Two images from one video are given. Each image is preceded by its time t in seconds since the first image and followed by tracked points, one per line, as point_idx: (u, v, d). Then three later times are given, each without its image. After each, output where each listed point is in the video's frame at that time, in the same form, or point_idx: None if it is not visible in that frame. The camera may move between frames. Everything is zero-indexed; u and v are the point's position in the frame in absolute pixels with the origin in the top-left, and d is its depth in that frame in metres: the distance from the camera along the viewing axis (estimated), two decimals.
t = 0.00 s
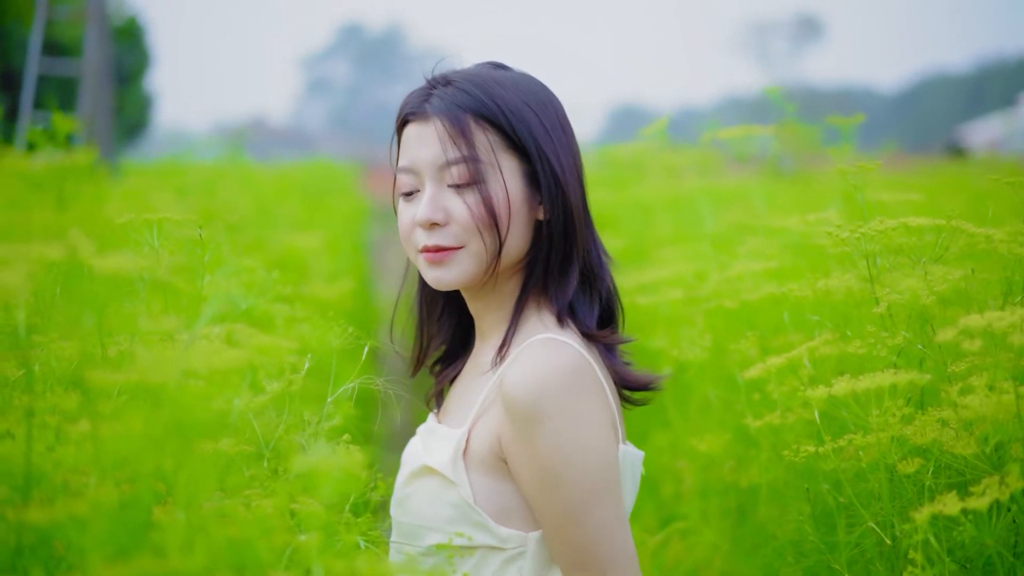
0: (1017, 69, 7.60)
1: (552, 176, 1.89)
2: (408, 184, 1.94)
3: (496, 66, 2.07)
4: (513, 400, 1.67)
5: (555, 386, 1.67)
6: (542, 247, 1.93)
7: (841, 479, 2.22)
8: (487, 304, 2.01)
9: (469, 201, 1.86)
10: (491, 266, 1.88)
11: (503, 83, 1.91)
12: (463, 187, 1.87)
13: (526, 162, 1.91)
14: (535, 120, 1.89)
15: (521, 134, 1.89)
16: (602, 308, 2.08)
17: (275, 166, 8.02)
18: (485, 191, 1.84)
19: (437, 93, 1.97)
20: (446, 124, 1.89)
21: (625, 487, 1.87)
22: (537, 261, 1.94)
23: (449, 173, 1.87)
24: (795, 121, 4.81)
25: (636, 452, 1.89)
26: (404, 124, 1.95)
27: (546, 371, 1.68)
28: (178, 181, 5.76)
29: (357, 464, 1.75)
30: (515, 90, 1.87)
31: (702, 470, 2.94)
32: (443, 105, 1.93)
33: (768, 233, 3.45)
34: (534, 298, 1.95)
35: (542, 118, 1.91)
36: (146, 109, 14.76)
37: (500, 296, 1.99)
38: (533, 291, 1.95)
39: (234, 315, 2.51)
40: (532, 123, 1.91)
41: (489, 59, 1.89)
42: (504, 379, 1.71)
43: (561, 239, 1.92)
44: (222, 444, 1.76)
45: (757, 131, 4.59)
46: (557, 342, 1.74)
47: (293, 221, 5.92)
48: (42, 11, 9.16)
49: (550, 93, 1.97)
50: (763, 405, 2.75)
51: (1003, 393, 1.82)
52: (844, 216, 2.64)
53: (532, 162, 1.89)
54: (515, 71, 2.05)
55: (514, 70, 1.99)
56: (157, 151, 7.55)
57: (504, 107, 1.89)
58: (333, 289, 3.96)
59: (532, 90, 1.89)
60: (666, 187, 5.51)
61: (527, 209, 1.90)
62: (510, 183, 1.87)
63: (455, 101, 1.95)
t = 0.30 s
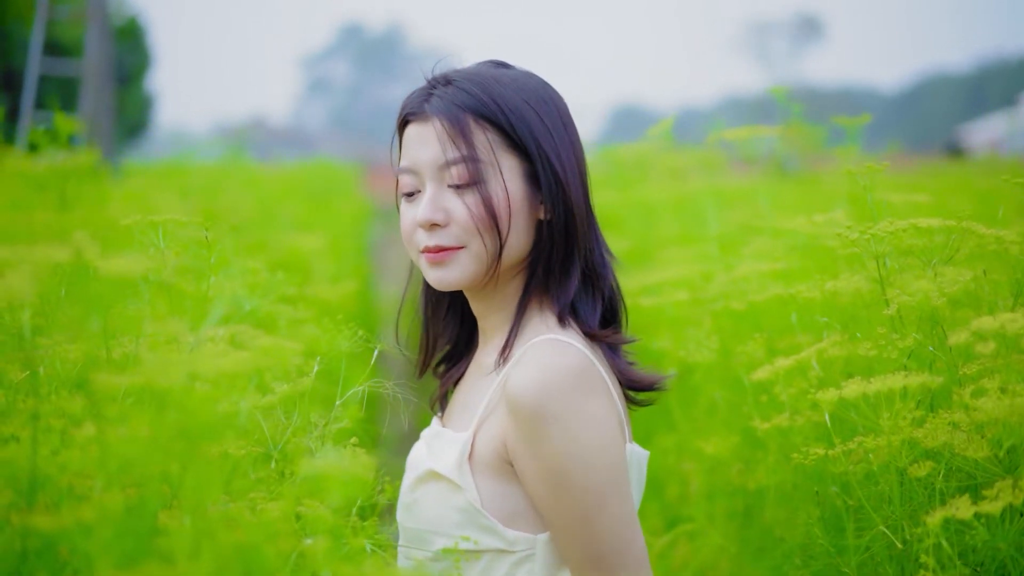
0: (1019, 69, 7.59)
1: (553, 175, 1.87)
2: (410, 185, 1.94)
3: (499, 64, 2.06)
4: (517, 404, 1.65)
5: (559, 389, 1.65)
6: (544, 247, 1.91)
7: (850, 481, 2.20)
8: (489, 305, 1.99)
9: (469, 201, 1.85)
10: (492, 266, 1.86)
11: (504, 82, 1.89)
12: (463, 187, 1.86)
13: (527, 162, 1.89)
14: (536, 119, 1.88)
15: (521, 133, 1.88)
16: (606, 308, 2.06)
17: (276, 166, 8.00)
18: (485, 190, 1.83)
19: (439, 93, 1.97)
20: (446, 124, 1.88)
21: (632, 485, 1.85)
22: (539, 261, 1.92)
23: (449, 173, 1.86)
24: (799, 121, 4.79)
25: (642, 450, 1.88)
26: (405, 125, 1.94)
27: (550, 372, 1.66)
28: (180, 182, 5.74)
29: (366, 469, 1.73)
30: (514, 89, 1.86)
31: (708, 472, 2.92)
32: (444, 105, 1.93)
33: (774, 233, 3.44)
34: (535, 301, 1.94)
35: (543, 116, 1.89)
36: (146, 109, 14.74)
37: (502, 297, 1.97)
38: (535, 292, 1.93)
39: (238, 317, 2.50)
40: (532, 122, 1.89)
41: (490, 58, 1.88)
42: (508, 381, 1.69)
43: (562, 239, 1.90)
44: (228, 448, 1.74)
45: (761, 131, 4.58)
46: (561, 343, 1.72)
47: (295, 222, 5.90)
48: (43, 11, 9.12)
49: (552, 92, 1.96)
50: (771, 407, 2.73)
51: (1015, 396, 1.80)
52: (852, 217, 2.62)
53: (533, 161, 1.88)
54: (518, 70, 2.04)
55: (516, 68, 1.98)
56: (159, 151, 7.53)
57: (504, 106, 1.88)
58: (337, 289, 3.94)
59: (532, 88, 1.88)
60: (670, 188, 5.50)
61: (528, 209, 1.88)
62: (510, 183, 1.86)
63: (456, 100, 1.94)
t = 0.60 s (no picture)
0: (1019, 69, 7.60)
1: (553, 174, 1.86)
2: (408, 179, 1.92)
3: (500, 59, 2.04)
4: (514, 404, 1.63)
5: (556, 387, 1.64)
6: (542, 246, 1.91)
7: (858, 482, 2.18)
8: (488, 304, 1.98)
9: (468, 198, 1.83)
10: (489, 264, 1.85)
11: (506, 78, 1.88)
12: (463, 183, 1.85)
13: (527, 159, 1.88)
14: (538, 117, 1.86)
15: (522, 130, 1.87)
16: (604, 308, 2.06)
17: (277, 166, 7.99)
18: (485, 188, 1.81)
19: (439, 86, 1.95)
20: (447, 119, 1.86)
21: (636, 482, 1.84)
22: (538, 260, 1.91)
23: (449, 169, 1.84)
24: (803, 120, 4.78)
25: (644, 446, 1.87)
26: (404, 118, 1.92)
27: (547, 371, 1.65)
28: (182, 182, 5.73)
29: (373, 470, 1.71)
30: (517, 86, 1.84)
31: (714, 472, 2.91)
32: (445, 99, 1.91)
33: (780, 233, 3.42)
34: (533, 299, 1.92)
35: (545, 114, 1.88)
36: (147, 109, 14.73)
37: (499, 294, 1.96)
38: (532, 290, 1.92)
39: (242, 316, 2.48)
40: (533, 119, 1.88)
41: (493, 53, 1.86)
42: (505, 381, 1.68)
43: (561, 238, 1.90)
44: (233, 448, 1.73)
45: (765, 130, 4.56)
46: (557, 341, 1.71)
47: (297, 222, 5.89)
48: (43, 10, 9.09)
49: (554, 89, 1.94)
50: (777, 407, 2.72)
51: None
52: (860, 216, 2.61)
53: (533, 159, 1.87)
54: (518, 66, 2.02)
55: (518, 64, 1.97)
56: (160, 151, 7.52)
57: (505, 103, 1.87)
58: (340, 289, 3.93)
59: (535, 85, 1.86)
60: (674, 187, 5.49)
61: (528, 207, 1.87)
62: (510, 181, 1.84)
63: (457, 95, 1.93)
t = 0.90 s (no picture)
0: (1019, 68, 7.58)
1: (550, 173, 1.86)
2: (402, 171, 1.90)
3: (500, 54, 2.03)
4: (506, 403, 1.62)
5: (547, 385, 1.63)
6: (535, 245, 1.90)
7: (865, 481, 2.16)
8: (480, 301, 1.98)
9: (462, 194, 1.82)
10: (480, 260, 1.84)
11: (507, 75, 1.87)
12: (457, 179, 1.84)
13: (523, 158, 1.88)
14: (536, 116, 1.86)
15: (520, 128, 1.86)
16: (599, 308, 2.05)
17: (278, 166, 7.97)
18: (479, 184, 1.81)
19: (438, 79, 1.93)
20: (445, 113, 1.85)
21: (633, 478, 1.84)
22: (530, 258, 1.91)
23: (445, 164, 1.83)
24: (805, 119, 4.76)
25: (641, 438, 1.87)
26: (401, 108, 1.91)
27: (538, 368, 1.64)
28: (182, 181, 5.71)
29: (375, 469, 1.69)
30: (518, 84, 1.84)
31: (718, 472, 2.89)
32: (444, 93, 1.89)
33: (784, 231, 3.41)
34: (526, 294, 1.91)
35: (543, 113, 1.88)
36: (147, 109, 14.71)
37: (490, 292, 1.96)
38: (526, 286, 1.92)
39: (243, 315, 2.46)
40: (532, 118, 1.87)
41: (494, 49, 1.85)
42: (497, 381, 1.67)
43: (554, 237, 1.90)
44: (235, 447, 1.71)
45: (768, 129, 4.55)
46: (547, 338, 1.70)
47: (298, 221, 5.87)
48: (43, 9, 9.07)
49: (553, 88, 1.94)
50: (782, 406, 2.70)
51: None
52: (865, 214, 2.59)
53: (530, 158, 1.86)
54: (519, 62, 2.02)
55: (519, 60, 1.96)
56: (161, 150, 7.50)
57: (504, 99, 1.86)
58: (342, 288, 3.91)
59: (535, 84, 1.86)
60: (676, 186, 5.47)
61: (522, 205, 1.86)
62: (505, 178, 1.84)
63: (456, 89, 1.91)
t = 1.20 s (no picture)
0: (1019, 68, 7.57)
1: (548, 178, 1.85)
2: (398, 168, 1.90)
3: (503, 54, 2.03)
4: (493, 406, 1.62)
5: (533, 386, 1.62)
6: (530, 248, 1.89)
7: (873, 481, 2.14)
8: (473, 301, 1.95)
9: (458, 193, 1.82)
10: (472, 261, 1.84)
11: (510, 76, 1.87)
12: (454, 178, 1.83)
13: (521, 160, 1.87)
14: (537, 118, 1.85)
15: (520, 130, 1.86)
16: (595, 313, 2.03)
17: (278, 165, 7.96)
18: (475, 185, 1.80)
19: (440, 76, 1.93)
20: (445, 110, 1.85)
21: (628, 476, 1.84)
22: (523, 261, 1.89)
23: (442, 162, 1.83)
24: (808, 118, 4.75)
25: (635, 435, 1.88)
26: (401, 104, 1.91)
27: (524, 369, 1.63)
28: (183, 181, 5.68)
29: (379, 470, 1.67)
30: (519, 85, 1.84)
31: (723, 472, 2.87)
32: (445, 90, 1.89)
33: (789, 230, 3.39)
34: (518, 296, 1.89)
35: (544, 116, 1.87)
36: (147, 109, 14.70)
37: (481, 293, 1.94)
38: (520, 287, 1.89)
39: (245, 314, 2.44)
40: (532, 120, 1.87)
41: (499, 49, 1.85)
42: (483, 383, 1.66)
43: (550, 242, 1.88)
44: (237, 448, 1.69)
45: (771, 128, 4.53)
46: (532, 338, 1.69)
47: (300, 221, 5.85)
48: (43, 9, 9.04)
49: (555, 91, 1.93)
50: (789, 406, 2.68)
51: None
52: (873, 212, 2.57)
53: (528, 160, 1.86)
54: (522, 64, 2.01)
55: (523, 62, 1.96)
56: (162, 150, 7.48)
57: (506, 100, 1.86)
58: (345, 288, 3.89)
59: (538, 86, 1.85)
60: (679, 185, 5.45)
61: (516, 208, 1.86)
62: (502, 180, 1.83)
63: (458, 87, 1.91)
